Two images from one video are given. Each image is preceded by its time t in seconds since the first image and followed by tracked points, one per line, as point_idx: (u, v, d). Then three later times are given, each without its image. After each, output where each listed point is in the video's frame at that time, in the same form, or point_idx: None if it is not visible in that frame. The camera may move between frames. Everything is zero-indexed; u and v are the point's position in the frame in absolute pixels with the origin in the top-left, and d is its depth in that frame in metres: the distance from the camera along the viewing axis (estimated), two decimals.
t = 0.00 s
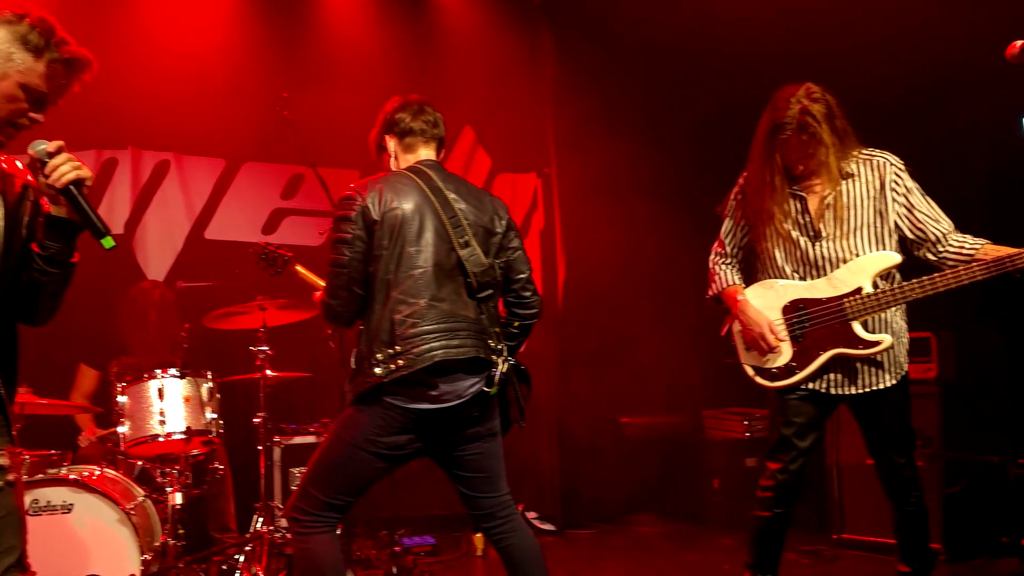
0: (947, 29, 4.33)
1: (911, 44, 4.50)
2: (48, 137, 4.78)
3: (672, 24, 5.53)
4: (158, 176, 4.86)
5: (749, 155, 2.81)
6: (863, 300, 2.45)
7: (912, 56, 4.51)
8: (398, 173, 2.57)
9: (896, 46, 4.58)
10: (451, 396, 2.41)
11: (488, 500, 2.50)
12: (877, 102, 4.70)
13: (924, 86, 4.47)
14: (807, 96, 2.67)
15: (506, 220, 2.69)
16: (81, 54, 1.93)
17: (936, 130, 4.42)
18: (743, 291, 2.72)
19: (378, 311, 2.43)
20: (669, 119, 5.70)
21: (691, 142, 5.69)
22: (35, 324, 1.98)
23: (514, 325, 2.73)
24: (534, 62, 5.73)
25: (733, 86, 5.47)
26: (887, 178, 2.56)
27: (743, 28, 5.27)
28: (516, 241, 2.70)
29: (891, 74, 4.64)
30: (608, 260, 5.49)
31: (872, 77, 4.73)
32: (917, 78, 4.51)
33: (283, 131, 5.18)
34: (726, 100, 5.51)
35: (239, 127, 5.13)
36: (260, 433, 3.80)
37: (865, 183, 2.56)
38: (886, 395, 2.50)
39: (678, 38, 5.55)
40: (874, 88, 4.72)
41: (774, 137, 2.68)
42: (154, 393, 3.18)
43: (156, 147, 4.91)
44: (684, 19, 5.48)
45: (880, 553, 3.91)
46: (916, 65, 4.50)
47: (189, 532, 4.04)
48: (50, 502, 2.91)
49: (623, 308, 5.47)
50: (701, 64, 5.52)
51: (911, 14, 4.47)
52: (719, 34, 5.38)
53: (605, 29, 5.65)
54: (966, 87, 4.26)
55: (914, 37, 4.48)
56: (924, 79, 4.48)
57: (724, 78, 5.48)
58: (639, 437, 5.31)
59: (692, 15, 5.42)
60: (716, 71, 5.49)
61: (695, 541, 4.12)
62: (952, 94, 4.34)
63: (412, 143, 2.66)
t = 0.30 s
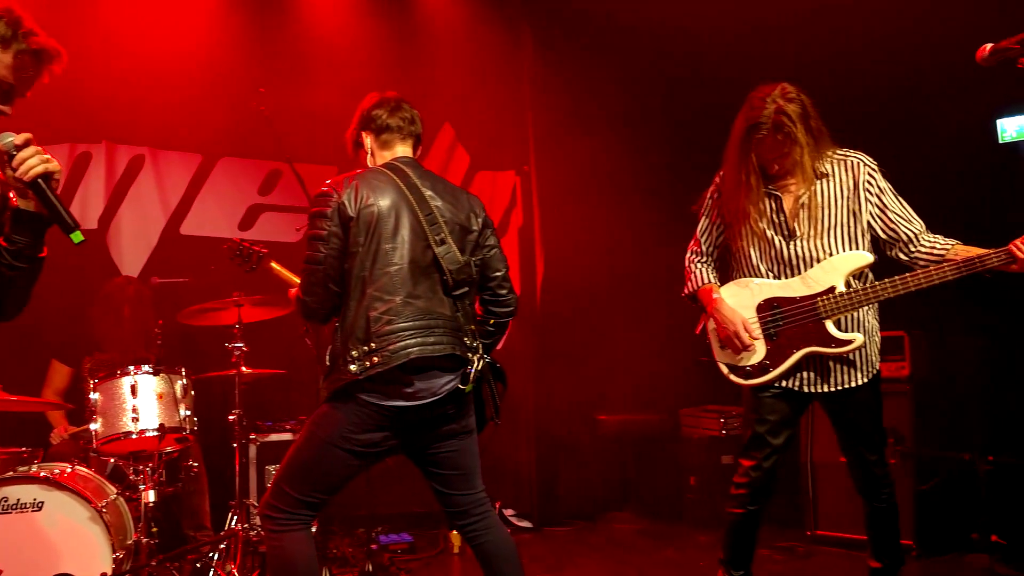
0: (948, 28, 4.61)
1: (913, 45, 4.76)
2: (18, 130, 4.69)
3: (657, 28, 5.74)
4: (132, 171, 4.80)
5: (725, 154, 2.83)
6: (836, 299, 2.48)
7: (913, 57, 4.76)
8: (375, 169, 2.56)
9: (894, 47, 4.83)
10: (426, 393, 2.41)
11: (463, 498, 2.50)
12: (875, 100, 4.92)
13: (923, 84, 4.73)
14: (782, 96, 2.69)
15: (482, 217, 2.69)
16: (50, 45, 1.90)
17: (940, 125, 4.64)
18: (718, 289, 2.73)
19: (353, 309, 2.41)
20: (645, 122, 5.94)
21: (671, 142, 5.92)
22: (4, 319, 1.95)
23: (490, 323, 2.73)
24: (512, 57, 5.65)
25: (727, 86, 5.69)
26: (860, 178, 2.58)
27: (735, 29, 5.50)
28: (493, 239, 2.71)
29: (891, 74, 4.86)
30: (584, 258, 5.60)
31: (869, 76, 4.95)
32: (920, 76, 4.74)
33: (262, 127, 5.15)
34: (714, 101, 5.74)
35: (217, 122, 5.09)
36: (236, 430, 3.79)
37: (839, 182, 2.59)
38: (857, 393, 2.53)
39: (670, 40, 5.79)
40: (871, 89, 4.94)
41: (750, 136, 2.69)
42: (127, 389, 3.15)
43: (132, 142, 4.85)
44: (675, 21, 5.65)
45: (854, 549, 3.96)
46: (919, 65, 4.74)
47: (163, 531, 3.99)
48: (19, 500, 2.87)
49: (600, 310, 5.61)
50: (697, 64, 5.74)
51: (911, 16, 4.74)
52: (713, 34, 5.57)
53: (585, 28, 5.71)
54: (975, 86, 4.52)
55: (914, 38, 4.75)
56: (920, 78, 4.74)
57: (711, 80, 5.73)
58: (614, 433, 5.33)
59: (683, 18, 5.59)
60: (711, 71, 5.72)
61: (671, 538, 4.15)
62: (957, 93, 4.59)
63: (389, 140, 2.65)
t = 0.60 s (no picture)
0: (941, 28, 4.61)
1: (904, 47, 4.73)
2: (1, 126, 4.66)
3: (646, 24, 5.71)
4: (118, 168, 4.75)
5: (711, 153, 2.84)
6: (819, 298, 2.50)
7: (901, 57, 4.75)
8: (362, 167, 2.56)
9: (883, 47, 4.80)
10: (412, 391, 2.41)
11: (448, 495, 2.51)
12: (863, 101, 4.91)
13: (913, 85, 4.74)
14: (767, 96, 2.70)
15: (468, 216, 2.70)
16: (32, 39, 1.89)
17: (930, 127, 4.65)
18: (703, 288, 2.75)
19: (340, 306, 2.41)
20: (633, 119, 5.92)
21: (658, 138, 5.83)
22: None
23: (476, 321, 2.74)
24: (500, 53, 5.64)
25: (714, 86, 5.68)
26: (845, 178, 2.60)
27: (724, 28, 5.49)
28: (479, 238, 2.72)
29: (879, 75, 4.84)
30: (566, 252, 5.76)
31: (858, 77, 4.94)
32: (909, 77, 4.73)
33: (248, 124, 5.14)
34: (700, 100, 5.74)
35: (204, 119, 5.08)
36: (221, 427, 3.74)
37: (823, 182, 2.61)
38: (840, 391, 2.55)
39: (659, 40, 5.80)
40: (859, 89, 4.93)
41: (735, 135, 2.70)
42: (112, 387, 3.13)
43: (117, 139, 4.82)
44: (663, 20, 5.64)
45: (839, 546, 3.98)
46: (909, 67, 4.72)
47: (148, 529, 3.98)
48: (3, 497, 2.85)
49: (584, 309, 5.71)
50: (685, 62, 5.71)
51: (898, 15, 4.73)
52: (700, 34, 5.58)
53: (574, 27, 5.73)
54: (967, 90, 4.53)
55: (905, 40, 4.73)
56: (910, 79, 4.75)
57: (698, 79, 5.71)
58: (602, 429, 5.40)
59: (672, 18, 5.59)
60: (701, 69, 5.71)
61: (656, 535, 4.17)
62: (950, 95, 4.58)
63: (376, 137, 2.65)
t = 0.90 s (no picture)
0: (939, 27, 4.61)
1: (902, 46, 4.73)
2: None
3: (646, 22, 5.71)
4: (114, 164, 4.73)
5: (708, 150, 2.84)
6: (815, 296, 2.51)
7: (900, 56, 4.75)
8: (359, 163, 2.56)
9: (883, 45, 4.80)
10: (408, 387, 2.41)
11: (444, 491, 2.51)
12: (861, 99, 4.91)
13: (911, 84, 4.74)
14: (764, 94, 2.70)
15: (465, 212, 2.70)
16: (27, 33, 1.89)
17: (929, 126, 4.65)
18: (699, 285, 2.75)
19: (336, 302, 2.41)
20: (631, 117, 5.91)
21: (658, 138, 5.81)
22: None
23: (472, 318, 2.75)
24: (499, 50, 5.62)
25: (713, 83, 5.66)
26: (841, 176, 2.60)
27: (724, 26, 5.49)
28: (476, 235, 2.71)
29: (879, 74, 4.84)
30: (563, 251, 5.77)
31: (857, 76, 4.94)
32: (906, 77, 4.73)
33: (246, 119, 5.12)
34: (699, 98, 5.72)
35: (201, 116, 5.07)
36: (216, 423, 3.73)
37: (820, 180, 2.61)
38: (835, 388, 2.55)
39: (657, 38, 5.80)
40: (858, 88, 4.93)
41: (732, 133, 2.70)
42: (107, 382, 3.13)
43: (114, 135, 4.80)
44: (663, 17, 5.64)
45: (835, 544, 3.98)
46: (907, 66, 4.72)
47: (143, 524, 3.98)
48: None
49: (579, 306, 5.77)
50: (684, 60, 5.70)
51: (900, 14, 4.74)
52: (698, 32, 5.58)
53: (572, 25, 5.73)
54: (966, 89, 4.52)
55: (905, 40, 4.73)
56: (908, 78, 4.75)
57: (697, 78, 5.71)
58: (596, 429, 5.46)
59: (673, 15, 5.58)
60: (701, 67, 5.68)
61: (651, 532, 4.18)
62: (950, 94, 4.57)
63: (373, 133, 2.64)
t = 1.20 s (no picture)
0: (945, 27, 4.59)
1: (908, 46, 4.72)
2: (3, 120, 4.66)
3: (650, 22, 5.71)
4: (118, 161, 4.72)
5: (712, 148, 2.84)
6: (819, 295, 2.51)
7: (904, 55, 4.74)
8: (363, 161, 2.56)
9: (887, 45, 4.80)
10: (412, 384, 2.41)
11: (447, 489, 2.51)
12: (866, 99, 4.90)
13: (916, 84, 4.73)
14: (767, 92, 2.70)
15: (469, 210, 2.70)
16: (31, 29, 1.88)
17: (933, 126, 4.64)
18: (703, 284, 2.75)
19: (340, 300, 2.41)
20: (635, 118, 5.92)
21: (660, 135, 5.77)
22: None
23: (475, 316, 2.75)
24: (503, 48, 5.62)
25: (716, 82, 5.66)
26: (845, 174, 2.60)
27: (729, 25, 5.49)
28: (479, 232, 2.72)
29: (883, 74, 4.83)
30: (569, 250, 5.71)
31: (861, 75, 4.93)
32: (912, 76, 4.72)
33: (249, 117, 5.12)
34: (703, 97, 5.72)
35: (205, 114, 5.07)
36: (219, 420, 3.75)
37: (823, 179, 2.61)
38: (839, 387, 2.55)
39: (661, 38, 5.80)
40: (863, 87, 4.91)
41: (736, 132, 2.70)
42: (111, 379, 3.14)
43: (118, 132, 4.80)
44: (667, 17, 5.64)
45: (837, 543, 3.98)
46: (913, 66, 4.71)
47: (146, 521, 4.00)
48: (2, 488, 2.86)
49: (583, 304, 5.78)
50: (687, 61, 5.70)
51: (904, 14, 4.73)
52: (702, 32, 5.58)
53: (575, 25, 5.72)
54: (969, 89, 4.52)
55: (910, 39, 4.72)
56: (913, 77, 4.74)
57: (701, 77, 5.70)
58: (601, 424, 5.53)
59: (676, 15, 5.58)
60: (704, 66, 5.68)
61: (654, 531, 4.18)
62: (951, 95, 4.58)
63: (377, 132, 2.64)
